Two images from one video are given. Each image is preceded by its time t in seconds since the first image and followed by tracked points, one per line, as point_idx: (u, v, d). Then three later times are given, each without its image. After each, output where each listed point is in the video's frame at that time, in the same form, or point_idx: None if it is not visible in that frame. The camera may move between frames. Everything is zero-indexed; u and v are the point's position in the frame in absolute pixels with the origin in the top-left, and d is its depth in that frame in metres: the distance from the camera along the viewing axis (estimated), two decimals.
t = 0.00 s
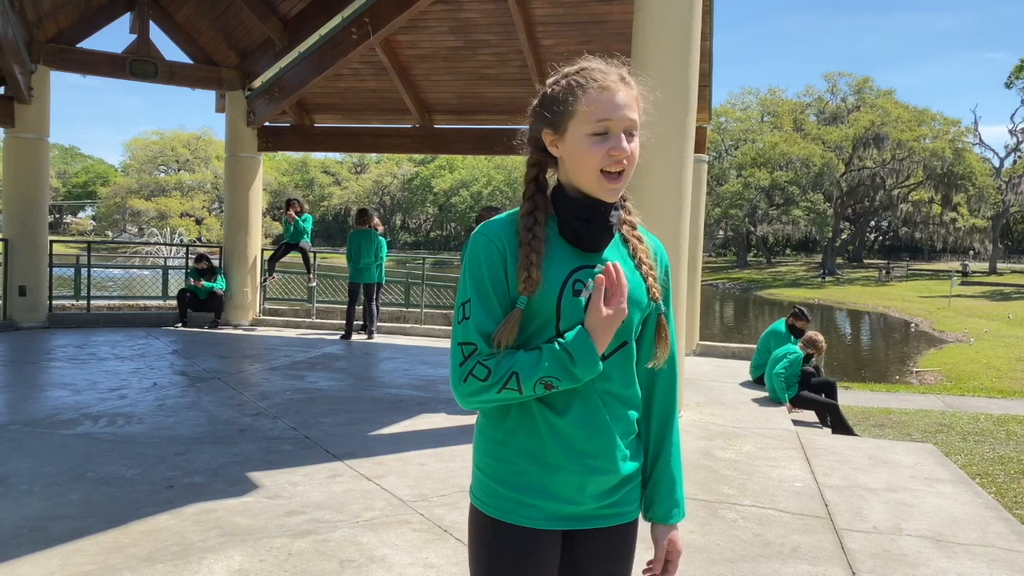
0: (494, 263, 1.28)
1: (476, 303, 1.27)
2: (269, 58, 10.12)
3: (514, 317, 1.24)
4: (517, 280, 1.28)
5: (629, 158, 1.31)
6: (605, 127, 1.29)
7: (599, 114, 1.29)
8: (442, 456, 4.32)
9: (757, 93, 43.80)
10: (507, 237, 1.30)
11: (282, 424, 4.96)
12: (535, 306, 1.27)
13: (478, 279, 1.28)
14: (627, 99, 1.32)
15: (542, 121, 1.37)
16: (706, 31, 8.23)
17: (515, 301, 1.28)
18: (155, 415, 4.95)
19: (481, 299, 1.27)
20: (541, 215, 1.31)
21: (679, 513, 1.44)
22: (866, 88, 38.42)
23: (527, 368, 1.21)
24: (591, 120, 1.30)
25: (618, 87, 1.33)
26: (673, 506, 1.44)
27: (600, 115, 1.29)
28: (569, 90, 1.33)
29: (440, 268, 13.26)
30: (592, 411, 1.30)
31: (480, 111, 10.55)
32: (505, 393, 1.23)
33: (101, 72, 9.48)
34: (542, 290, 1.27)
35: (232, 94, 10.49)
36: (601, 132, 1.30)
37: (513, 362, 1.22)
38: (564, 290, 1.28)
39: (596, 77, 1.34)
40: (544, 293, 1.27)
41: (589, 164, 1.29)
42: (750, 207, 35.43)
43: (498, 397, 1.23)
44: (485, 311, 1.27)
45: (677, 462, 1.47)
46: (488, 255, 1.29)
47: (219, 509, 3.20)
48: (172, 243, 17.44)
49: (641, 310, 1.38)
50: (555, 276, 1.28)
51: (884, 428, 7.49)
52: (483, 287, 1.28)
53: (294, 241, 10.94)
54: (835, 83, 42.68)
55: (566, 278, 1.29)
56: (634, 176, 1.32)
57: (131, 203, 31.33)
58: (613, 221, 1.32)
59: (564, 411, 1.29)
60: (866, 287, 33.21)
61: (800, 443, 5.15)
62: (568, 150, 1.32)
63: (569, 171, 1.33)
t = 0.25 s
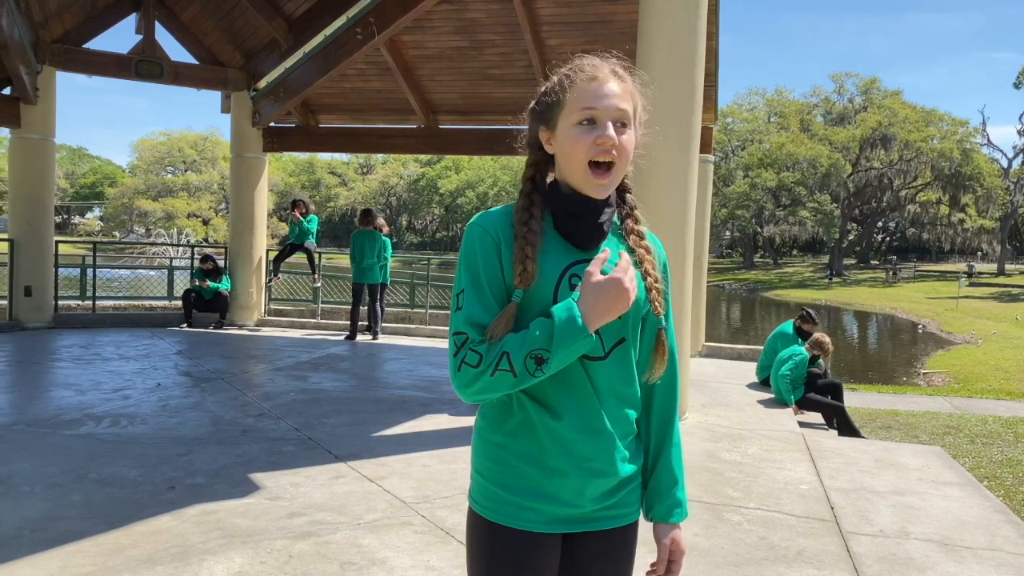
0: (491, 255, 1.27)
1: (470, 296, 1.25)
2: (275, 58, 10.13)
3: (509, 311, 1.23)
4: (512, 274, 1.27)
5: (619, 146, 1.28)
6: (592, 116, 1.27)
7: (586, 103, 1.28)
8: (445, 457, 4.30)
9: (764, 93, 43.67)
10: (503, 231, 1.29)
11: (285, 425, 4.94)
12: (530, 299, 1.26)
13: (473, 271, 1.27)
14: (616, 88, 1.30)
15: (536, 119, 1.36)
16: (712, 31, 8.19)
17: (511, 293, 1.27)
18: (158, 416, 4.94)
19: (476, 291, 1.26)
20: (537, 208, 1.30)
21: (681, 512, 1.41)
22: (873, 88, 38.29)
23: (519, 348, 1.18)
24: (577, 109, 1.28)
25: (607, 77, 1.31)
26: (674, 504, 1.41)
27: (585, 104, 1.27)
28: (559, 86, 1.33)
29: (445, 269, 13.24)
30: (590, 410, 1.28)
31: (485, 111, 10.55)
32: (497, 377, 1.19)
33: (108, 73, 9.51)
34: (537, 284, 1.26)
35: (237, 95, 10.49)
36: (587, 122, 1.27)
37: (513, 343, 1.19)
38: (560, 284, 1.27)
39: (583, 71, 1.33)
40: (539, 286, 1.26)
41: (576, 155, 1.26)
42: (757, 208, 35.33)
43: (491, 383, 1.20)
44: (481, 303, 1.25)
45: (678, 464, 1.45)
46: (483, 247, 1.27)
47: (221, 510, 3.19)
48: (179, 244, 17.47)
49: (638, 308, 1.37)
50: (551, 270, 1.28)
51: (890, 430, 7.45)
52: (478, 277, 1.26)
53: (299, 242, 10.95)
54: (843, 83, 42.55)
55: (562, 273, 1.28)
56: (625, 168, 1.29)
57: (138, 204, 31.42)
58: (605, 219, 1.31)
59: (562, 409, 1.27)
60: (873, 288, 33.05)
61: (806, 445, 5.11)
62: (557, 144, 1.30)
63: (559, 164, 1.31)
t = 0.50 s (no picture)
0: (502, 259, 1.23)
1: (464, 306, 1.22)
2: (279, 60, 10.14)
3: (519, 322, 1.21)
4: (523, 283, 1.23)
5: (628, 140, 1.25)
6: (598, 112, 1.25)
7: (591, 99, 1.25)
8: (447, 459, 4.28)
9: (770, 94, 43.59)
10: (512, 236, 1.25)
11: (288, 427, 4.93)
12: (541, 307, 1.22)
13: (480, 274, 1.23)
14: (620, 83, 1.28)
15: (540, 121, 1.34)
16: (717, 31, 8.17)
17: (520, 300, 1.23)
18: (161, 417, 4.94)
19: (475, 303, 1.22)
20: (550, 213, 1.26)
21: (679, 515, 1.39)
22: (880, 89, 38.22)
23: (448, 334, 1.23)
24: (583, 105, 1.25)
25: (609, 73, 1.30)
26: (673, 507, 1.39)
27: (591, 100, 1.25)
28: (563, 86, 1.31)
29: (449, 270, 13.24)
30: (594, 418, 1.25)
31: (489, 112, 10.56)
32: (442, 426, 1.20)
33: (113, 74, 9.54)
34: (549, 291, 1.22)
35: (242, 96, 10.51)
36: (595, 118, 1.25)
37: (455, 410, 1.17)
38: (573, 289, 1.23)
39: (586, 68, 1.31)
40: (551, 293, 1.22)
41: (587, 152, 1.24)
42: (763, 209, 35.26)
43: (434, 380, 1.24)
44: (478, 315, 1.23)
45: (676, 466, 1.43)
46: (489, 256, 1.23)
47: (222, 512, 3.18)
48: (184, 245, 17.50)
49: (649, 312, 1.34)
50: (564, 275, 1.24)
51: (897, 432, 7.41)
52: (476, 292, 1.22)
53: (303, 243, 10.94)
54: (849, 84, 42.45)
55: (575, 277, 1.24)
56: (635, 162, 1.26)
57: (145, 205, 31.52)
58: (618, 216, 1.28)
59: (568, 418, 1.23)
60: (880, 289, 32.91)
61: (811, 447, 5.07)
62: (565, 143, 1.28)
63: (568, 164, 1.29)
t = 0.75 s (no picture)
0: (507, 266, 1.24)
1: (468, 313, 1.24)
2: (284, 62, 10.16)
3: (523, 331, 1.21)
4: (529, 288, 1.22)
5: (638, 140, 1.25)
6: (608, 112, 1.24)
7: (599, 101, 1.24)
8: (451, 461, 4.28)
9: (775, 95, 43.52)
10: (517, 242, 1.25)
11: (291, 428, 4.94)
12: (547, 314, 1.21)
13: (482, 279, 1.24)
14: (626, 84, 1.28)
15: (546, 124, 1.33)
16: (721, 32, 8.16)
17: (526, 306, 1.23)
18: (164, 419, 4.95)
19: (477, 310, 1.24)
20: (554, 220, 1.26)
21: (683, 521, 1.37)
22: (885, 90, 38.15)
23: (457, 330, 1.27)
24: (591, 108, 1.25)
25: (614, 74, 1.29)
26: (678, 512, 1.37)
27: (599, 101, 1.24)
28: (568, 89, 1.30)
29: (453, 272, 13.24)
30: (600, 423, 1.24)
31: (494, 113, 10.60)
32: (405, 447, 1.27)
33: (118, 76, 9.56)
34: (555, 296, 1.21)
35: (246, 98, 10.52)
36: (605, 119, 1.24)
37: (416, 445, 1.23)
38: (578, 291, 1.22)
39: (591, 71, 1.30)
40: (556, 299, 1.21)
41: (601, 154, 1.22)
42: (768, 210, 35.18)
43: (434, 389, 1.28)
44: (481, 321, 1.25)
45: (681, 470, 1.41)
46: (496, 263, 1.24)
47: (224, 514, 3.18)
48: (190, 246, 17.56)
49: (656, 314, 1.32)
50: (569, 278, 1.23)
51: (902, 434, 7.38)
52: (481, 298, 1.25)
53: (308, 245, 10.96)
54: (854, 85, 42.37)
55: (580, 280, 1.23)
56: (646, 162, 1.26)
57: (151, 207, 31.62)
58: (626, 215, 1.27)
59: (574, 421, 1.22)
60: (886, 291, 32.80)
61: (816, 449, 5.05)
62: (575, 145, 1.27)
63: (576, 167, 1.28)
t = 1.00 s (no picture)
0: (506, 280, 1.25)
1: (468, 327, 1.26)
2: (288, 65, 10.18)
3: (521, 345, 1.22)
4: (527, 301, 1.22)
5: (645, 149, 1.25)
6: (615, 121, 1.24)
7: (605, 109, 1.24)
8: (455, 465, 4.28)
9: (780, 96, 43.46)
10: (516, 255, 1.25)
11: (296, 432, 4.94)
12: (545, 326, 1.22)
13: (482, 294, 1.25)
14: (631, 93, 1.27)
15: (550, 131, 1.32)
16: (726, 34, 8.16)
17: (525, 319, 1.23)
18: (169, 422, 4.96)
19: (477, 324, 1.26)
20: (553, 231, 1.25)
21: (700, 529, 1.34)
22: (891, 91, 38.11)
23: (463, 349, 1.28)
24: (598, 117, 1.24)
25: (619, 83, 1.29)
26: (694, 519, 1.34)
27: (606, 110, 1.24)
28: (573, 96, 1.29)
29: (458, 274, 13.25)
30: (602, 432, 1.23)
31: (498, 116, 10.61)
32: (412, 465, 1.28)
33: (123, 80, 9.60)
34: (552, 308, 1.21)
35: (251, 101, 10.55)
36: (611, 127, 1.24)
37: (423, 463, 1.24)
38: (575, 302, 1.22)
39: (597, 79, 1.29)
40: (554, 311, 1.21)
41: (608, 163, 1.22)
42: (774, 211, 35.12)
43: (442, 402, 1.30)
44: (481, 335, 1.26)
45: (696, 476, 1.38)
46: (496, 277, 1.25)
47: (229, 518, 3.18)
48: (196, 249, 17.60)
49: (661, 320, 1.30)
50: (567, 289, 1.22)
51: (908, 437, 7.36)
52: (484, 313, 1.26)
53: (312, 247, 10.98)
54: (859, 86, 42.32)
55: (578, 290, 1.22)
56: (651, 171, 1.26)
57: (156, 210, 31.72)
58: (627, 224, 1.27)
59: (576, 430, 1.22)
60: (892, 292, 32.70)
61: (821, 453, 5.04)
62: (581, 154, 1.26)
63: (581, 175, 1.27)
